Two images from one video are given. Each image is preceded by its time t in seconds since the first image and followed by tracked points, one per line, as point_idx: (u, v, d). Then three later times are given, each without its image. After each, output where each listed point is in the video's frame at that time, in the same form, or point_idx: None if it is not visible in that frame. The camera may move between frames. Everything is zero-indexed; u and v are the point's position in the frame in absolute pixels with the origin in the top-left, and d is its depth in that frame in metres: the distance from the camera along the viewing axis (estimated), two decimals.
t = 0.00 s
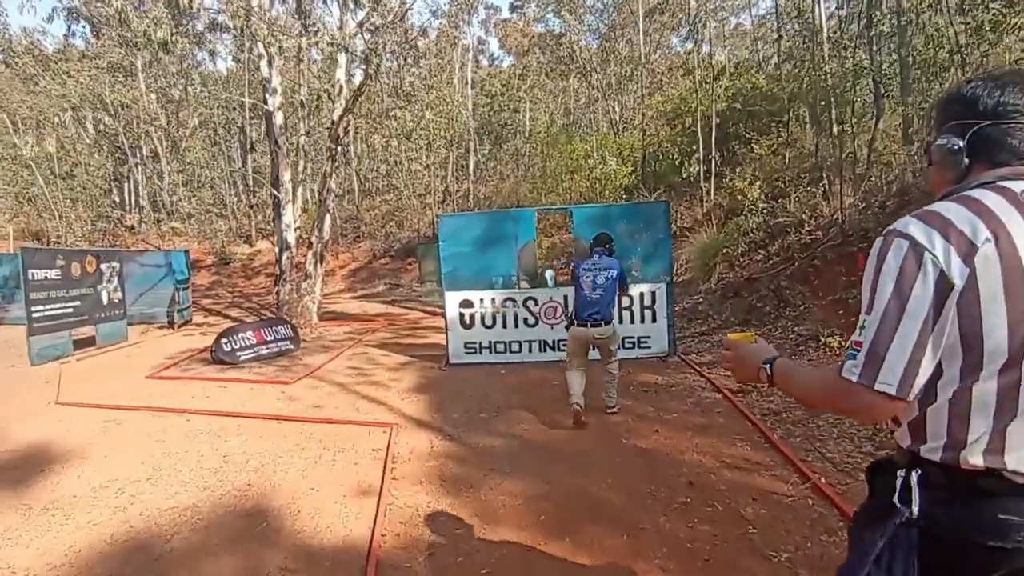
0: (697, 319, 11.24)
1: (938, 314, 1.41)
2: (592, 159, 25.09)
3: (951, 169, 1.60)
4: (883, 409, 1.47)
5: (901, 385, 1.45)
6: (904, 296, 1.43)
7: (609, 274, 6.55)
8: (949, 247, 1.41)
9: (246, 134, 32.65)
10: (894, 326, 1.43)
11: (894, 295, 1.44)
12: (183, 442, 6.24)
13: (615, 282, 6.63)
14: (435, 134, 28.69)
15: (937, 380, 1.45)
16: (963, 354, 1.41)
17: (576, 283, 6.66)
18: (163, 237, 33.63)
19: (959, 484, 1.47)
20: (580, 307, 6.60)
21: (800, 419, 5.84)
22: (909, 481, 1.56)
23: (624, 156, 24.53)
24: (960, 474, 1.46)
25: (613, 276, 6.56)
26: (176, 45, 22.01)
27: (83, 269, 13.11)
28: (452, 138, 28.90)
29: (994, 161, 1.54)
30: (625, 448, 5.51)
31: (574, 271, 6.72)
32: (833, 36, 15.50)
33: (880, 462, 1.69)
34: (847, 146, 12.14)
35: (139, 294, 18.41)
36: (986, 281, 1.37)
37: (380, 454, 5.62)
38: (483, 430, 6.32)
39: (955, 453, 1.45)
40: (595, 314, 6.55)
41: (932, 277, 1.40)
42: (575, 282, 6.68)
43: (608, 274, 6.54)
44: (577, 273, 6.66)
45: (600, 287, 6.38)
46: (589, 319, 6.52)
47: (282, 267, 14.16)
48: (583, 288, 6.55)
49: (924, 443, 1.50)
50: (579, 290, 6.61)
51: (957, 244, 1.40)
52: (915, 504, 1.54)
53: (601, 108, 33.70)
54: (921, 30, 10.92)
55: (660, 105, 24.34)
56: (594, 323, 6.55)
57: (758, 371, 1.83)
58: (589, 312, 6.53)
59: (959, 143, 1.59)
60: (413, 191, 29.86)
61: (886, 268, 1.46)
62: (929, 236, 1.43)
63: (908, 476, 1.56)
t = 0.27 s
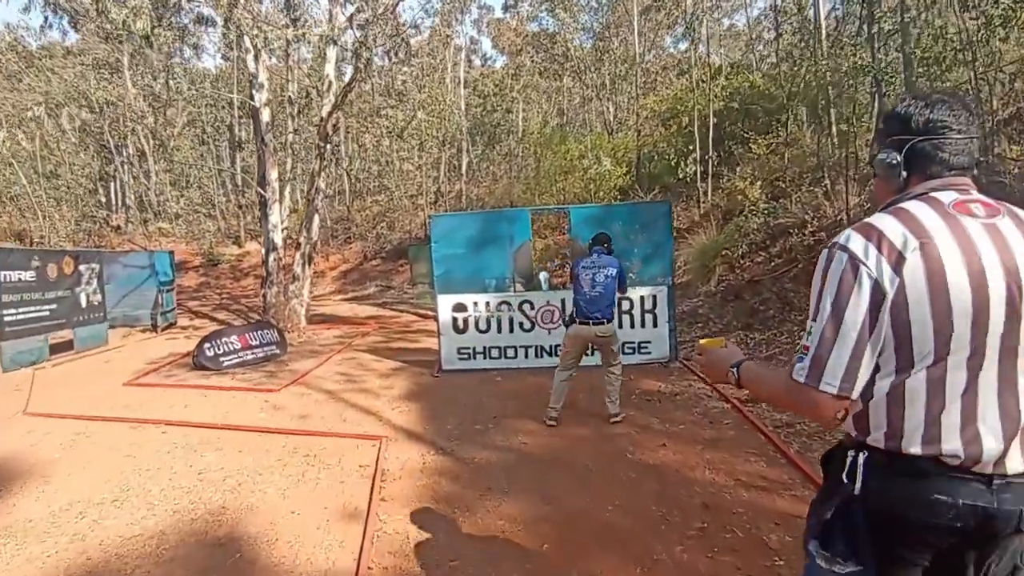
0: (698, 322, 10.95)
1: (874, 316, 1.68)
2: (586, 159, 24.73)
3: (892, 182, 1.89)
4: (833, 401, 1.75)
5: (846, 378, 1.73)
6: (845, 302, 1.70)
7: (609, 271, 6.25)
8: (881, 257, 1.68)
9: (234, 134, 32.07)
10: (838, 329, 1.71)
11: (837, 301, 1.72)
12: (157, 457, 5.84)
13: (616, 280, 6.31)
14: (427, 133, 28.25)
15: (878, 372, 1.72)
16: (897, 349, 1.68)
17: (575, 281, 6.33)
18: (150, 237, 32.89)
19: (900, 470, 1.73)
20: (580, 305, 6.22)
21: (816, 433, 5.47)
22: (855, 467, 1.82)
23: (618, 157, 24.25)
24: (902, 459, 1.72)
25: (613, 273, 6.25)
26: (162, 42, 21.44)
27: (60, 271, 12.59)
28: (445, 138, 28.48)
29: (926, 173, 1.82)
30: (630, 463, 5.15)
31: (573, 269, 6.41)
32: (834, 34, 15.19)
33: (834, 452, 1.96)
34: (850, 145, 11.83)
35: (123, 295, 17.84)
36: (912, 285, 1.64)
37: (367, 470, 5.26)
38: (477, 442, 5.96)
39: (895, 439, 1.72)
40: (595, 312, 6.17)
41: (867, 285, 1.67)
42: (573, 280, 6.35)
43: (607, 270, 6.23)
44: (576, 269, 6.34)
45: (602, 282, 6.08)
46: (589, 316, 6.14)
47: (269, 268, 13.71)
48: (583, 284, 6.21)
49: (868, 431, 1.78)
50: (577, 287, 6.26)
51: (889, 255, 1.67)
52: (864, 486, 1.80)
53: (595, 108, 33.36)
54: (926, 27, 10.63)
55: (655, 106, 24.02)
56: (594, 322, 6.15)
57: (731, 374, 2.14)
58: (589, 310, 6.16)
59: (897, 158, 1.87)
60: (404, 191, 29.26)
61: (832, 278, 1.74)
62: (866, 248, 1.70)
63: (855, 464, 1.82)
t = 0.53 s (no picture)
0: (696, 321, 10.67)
1: (832, 302, 1.68)
2: (576, 157, 24.48)
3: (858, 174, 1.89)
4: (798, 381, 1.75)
5: (805, 361, 1.73)
6: (805, 286, 1.71)
7: (599, 267, 5.93)
8: (839, 244, 1.69)
9: (217, 135, 31.49)
10: (798, 313, 1.71)
11: (798, 286, 1.73)
12: (126, 478, 5.42)
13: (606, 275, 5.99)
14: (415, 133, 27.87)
15: (839, 357, 1.73)
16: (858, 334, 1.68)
17: (563, 277, 6.06)
18: (133, 242, 32.12)
19: (901, 447, 1.67)
20: (567, 303, 5.97)
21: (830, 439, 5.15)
22: (850, 447, 1.74)
23: (608, 154, 24.05)
24: (893, 436, 1.67)
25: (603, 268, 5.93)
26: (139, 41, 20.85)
27: (32, 278, 12.14)
28: (433, 136, 28.13)
29: (891, 165, 1.81)
30: (634, 475, 4.83)
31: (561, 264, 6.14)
32: (825, 26, 15.02)
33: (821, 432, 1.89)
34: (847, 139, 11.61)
35: (103, 302, 17.32)
36: (868, 272, 1.64)
37: (353, 487, 4.89)
38: (470, 454, 5.60)
39: (878, 416, 1.67)
40: (581, 310, 5.91)
41: (824, 272, 1.68)
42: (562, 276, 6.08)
43: (597, 265, 5.91)
44: (563, 265, 6.08)
45: (588, 278, 5.80)
46: (574, 314, 5.89)
47: (252, 272, 13.27)
48: (569, 281, 5.95)
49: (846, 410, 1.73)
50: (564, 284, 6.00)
51: (847, 242, 1.68)
52: (860, 467, 1.71)
53: (583, 105, 33.16)
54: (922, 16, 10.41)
55: (644, 102, 23.84)
56: (581, 320, 5.89)
57: (718, 345, 2.07)
58: (576, 307, 5.89)
59: (863, 150, 1.87)
60: (392, 191, 28.75)
61: (793, 264, 1.75)
62: (824, 236, 1.70)
63: (849, 443, 1.74)
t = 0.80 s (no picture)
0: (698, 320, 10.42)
1: (811, 290, 1.88)
2: (573, 155, 24.21)
3: (837, 176, 2.09)
4: (778, 364, 1.95)
5: (786, 344, 1.92)
6: (787, 275, 1.90)
7: (592, 262, 5.71)
8: (819, 237, 1.88)
9: (211, 136, 31.17)
10: (781, 300, 1.90)
11: (780, 276, 1.92)
12: (104, 490, 5.13)
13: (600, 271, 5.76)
14: (411, 132, 27.57)
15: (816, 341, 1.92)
16: (833, 320, 1.88)
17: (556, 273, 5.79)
18: (127, 244, 31.71)
19: (868, 436, 1.88)
20: (560, 299, 5.67)
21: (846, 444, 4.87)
22: (823, 437, 1.95)
23: (606, 152, 23.80)
24: (861, 422, 1.88)
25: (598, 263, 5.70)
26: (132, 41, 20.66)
27: (18, 280, 11.85)
28: (429, 135, 27.86)
29: (865, 168, 2.02)
30: (640, 485, 4.57)
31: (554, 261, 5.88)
32: (826, 19, 14.77)
33: (799, 421, 2.09)
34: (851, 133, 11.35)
35: (94, 305, 17.02)
36: (843, 262, 1.84)
37: (342, 501, 4.64)
38: (467, 462, 5.32)
39: (847, 401, 1.88)
40: (576, 305, 5.61)
41: (804, 262, 1.87)
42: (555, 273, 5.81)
43: (591, 260, 5.69)
44: (556, 261, 5.83)
45: (583, 272, 5.55)
46: (569, 310, 5.60)
47: (244, 273, 12.97)
48: (563, 276, 5.68)
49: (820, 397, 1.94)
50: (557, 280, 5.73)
51: (824, 236, 1.87)
52: (834, 455, 1.92)
53: (580, 103, 32.90)
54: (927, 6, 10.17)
55: (642, 100, 23.60)
56: (575, 315, 5.60)
57: (705, 345, 2.29)
58: (570, 303, 5.60)
59: (841, 155, 2.07)
60: (388, 191, 28.41)
61: (777, 255, 1.94)
62: (806, 230, 1.89)
63: (823, 435, 1.95)
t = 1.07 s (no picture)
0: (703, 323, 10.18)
1: (807, 276, 2.10)
2: (576, 154, 23.91)
3: (826, 167, 2.32)
4: (774, 344, 2.17)
5: (782, 326, 2.14)
6: (785, 263, 2.13)
7: (591, 262, 5.48)
8: (815, 228, 2.11)
9: (210, 132, 30.89)
10: (780, 285, 2.12)
11: (779, 262, 2.14)
12: (83, 498, 4.90)
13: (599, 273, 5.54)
14: (412, 130, 27.31)
15: (809, 323, 2.15)
16: (824, 303, 2.11)
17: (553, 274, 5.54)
18: (125, 240, 31.37)
19: (828, 416, 2.15)
20: (559, 301, 5.42)
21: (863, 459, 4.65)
22: (792, 412, 2.22)
23: (608, 151, 23.51)
24: (832, 401, 2.14)
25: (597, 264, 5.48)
26: (131, 35, 20.41)
27: (8, 276, 11.63)
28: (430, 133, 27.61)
29: (854, 161, 2.25)
30: (647, 501, 4.35)
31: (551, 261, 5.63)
32: (834, 17, 14.50)
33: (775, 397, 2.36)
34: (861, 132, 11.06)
35: (87, 301, 16.75)
36: (836, 252, 2.07)
37: (333, 513, 4.43)
38: (466, 472, 5.09)
39: (826, 381, 2.13)
40: (575, 308, 5.36)
41: (803, 251, 2.10)
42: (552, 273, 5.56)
43: (589, 261, 5.47)
44: (554, 262, 5.57)
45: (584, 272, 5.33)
46: (568, 312, 5.35)
47: (239, 271, 12.71)
48: (562, 277, 5.44)
49: (800, 375, 2.19)
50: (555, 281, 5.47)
51: (820, 226, 2.10)
52: (799, 431, 2.20)
53: (583, 103, 32.61)
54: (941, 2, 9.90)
55: (645, 99, 23.33)
56: (574, 317, 5.35)
57: (694, 327, 2.54)
58: (570, 305, 5.35)
59: (830, 147, 2.30)
60: (388, 189, 28.10)
61: (776, 244, 2.16)
62: (803, 221, 2.12)
63: (791, 409, 2.22)
